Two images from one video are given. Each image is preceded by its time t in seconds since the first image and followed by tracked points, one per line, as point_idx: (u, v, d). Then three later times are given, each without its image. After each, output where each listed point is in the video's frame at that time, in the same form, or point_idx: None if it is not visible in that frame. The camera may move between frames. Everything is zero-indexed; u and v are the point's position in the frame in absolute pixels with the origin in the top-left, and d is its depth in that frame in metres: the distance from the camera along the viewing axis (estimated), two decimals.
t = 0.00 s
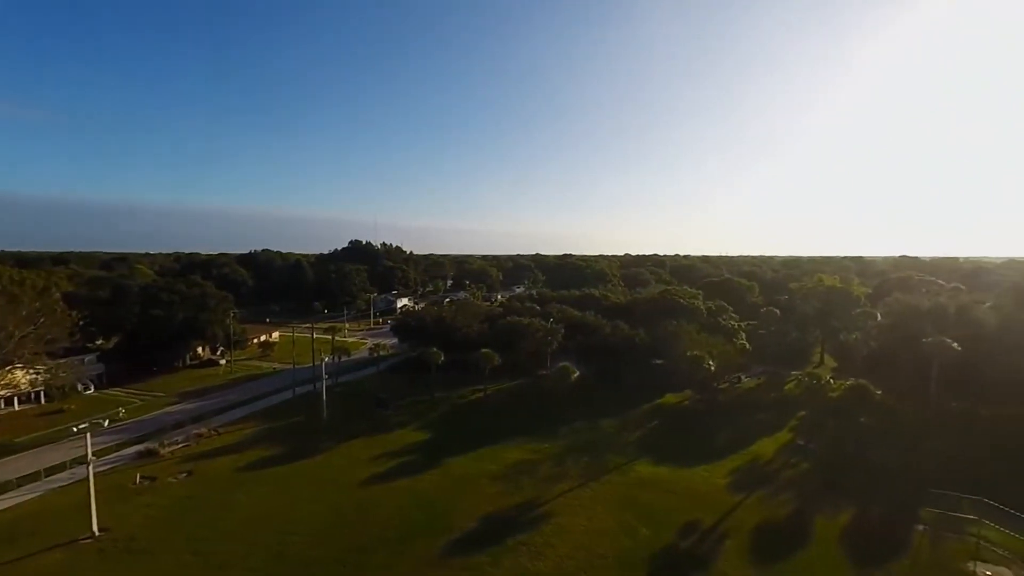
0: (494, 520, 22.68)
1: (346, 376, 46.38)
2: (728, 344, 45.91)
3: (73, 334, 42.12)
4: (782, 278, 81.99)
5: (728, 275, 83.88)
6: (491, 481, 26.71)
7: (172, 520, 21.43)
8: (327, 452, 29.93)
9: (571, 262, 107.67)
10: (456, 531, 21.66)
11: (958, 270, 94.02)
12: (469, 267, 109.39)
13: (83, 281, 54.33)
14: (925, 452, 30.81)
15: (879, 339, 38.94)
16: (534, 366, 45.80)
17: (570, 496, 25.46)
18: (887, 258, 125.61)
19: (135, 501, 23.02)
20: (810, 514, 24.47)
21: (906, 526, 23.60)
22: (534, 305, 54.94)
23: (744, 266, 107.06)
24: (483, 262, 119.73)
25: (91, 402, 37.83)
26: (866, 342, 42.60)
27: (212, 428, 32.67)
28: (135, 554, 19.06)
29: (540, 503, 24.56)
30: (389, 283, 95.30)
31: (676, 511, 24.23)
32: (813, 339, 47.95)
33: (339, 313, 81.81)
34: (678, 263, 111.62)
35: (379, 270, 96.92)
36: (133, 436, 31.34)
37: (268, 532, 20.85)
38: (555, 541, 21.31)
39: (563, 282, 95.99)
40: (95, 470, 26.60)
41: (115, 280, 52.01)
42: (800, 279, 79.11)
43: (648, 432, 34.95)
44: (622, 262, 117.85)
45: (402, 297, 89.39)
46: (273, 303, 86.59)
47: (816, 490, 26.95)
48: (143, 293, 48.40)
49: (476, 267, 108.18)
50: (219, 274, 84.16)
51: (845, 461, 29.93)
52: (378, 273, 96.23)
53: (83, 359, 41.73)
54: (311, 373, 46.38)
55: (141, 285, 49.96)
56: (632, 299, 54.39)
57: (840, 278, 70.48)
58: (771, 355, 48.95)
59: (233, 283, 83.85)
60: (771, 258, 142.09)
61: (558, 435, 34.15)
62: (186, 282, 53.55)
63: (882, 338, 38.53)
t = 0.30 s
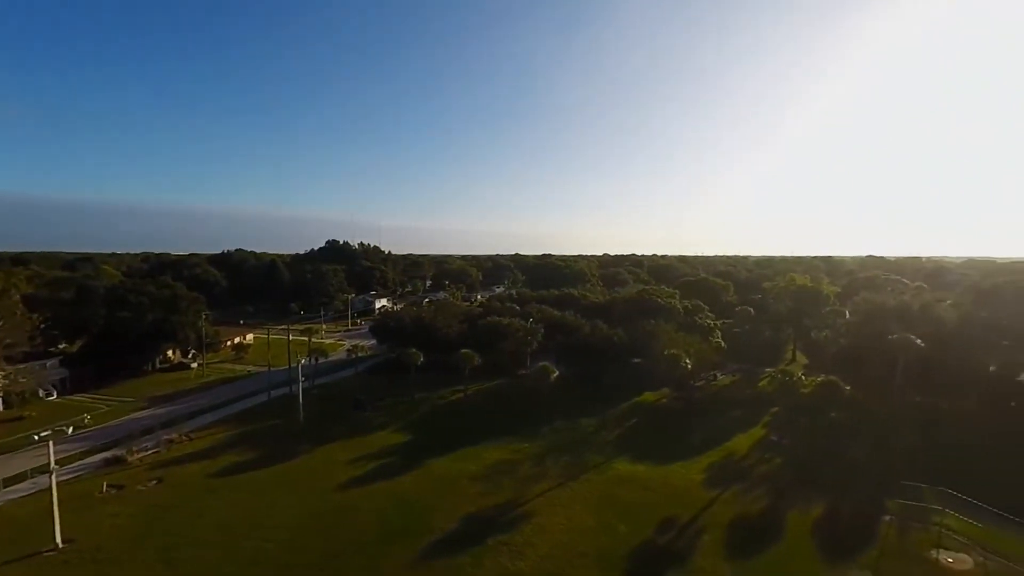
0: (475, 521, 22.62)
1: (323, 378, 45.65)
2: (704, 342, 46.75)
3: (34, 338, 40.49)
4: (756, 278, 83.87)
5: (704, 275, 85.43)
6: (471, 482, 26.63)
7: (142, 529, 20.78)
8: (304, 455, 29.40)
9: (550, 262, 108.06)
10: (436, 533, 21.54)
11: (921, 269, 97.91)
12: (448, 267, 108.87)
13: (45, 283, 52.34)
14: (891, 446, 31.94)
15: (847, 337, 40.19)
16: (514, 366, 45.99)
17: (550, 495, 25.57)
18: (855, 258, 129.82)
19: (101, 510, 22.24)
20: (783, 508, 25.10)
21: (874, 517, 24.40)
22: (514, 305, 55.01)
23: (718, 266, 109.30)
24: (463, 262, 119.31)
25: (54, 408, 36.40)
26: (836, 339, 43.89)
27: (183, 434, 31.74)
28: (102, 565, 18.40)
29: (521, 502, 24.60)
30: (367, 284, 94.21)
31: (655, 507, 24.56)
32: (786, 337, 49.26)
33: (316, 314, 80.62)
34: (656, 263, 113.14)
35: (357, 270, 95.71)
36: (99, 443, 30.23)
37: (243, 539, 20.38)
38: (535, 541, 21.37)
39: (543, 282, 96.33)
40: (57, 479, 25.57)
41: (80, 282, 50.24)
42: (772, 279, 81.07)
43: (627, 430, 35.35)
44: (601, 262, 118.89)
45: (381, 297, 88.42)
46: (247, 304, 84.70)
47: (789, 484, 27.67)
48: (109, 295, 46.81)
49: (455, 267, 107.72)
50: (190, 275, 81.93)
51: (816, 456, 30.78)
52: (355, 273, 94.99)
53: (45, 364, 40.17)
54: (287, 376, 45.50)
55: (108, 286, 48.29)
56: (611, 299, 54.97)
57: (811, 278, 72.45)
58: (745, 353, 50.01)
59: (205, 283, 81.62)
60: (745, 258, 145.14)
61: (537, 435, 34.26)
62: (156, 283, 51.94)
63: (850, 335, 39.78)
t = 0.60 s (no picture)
0: (455, 522, 22.54)
1: (300, 380, 44.86)
2: (682, 341, 47.47)
3: None
4: (732, 277, 85.51)
5: (681, 274, 86.72)
6: (451, 483, 26.51)
7: (110, 538, 20.12)
8: (281, 459, 28.87)
9: (530, 262, 108.32)
10: (416, 535, 21.41)
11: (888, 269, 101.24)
12: (428, 267, 108.24)
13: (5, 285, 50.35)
14: (860, 440, 32.94)
15: (818, 334, 41.32)
16: (494, 366, 46.00)
17: (531, 494, 25.66)
18: (825, 258, 133.59)
19: (67, 520, 21.47)
20: (758, 502, 25.67)
21: (845, 509, 25.14)
22: (494, 305, 55.03)
23: (696, 266, 111.12)
24: (443, 262, 118.79)
25: (15, 415, 34.96)
26: (808, 336, 45.07)
27: (154, 439, 30.82)
28: None
29: (501, 502, 24.61)
30: (345, 284, 92.97)
31: (634, 504, 24.83)
32: (760, 335, 50.40)
33: (293, 315, 79.20)
34: (635, 262, 114.42)
35: (335, 270, 94.39)
36: (63, 450, 29.12)
37: (217, 547, 19.89)
38: (516, 540, 21.41)
39: (523, 282, 96.36)
40: (19, 488, 24.55)
41: (44, 283, 48.57)
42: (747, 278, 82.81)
43: (606, 428, 35.66)
44: (581, 262, 119.66)
45: (360, 297, 87.37)
46: (221, 305, 82.73)
47: (763, 479, 28.32)
48: (74, 296, 45.35)
49: (435, 267, 107.13)
50: (161, 275, 79.58)
51: (789, 451, 31.56)
52: (334, 274, 93.65)
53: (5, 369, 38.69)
54: (262, 378, 44.56)
55: (73, 287, 46.77)
56: (590, 298, 55.41)
57: (784, 277, 74.22)
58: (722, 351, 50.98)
59: (176, 284, 79.27)
60: (721, 258, 147.90)
61: (518, 435, 34.28)
62: (124, 284, 50.44)
63: (821, 333, 40.91)
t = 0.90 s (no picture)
0: (436, 524, 22.41)
1: (277, 383, 44.02)
2: (660, 340, 48.17)
3: None
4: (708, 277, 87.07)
5: (659, 274, 87.98)
6: (431, 484, 26.33)
7: (76, 548, 19.40)
8: (256, 463, 28.27)
9: (511, 262, 108.44)
10: (396, 537, 21.22)
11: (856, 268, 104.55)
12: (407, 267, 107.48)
13: None
14: (831, 435, 33.90)
15: (790, 333, 42.45)
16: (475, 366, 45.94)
17: (511, 494, 25.68)
18: (798, 258, 137.14)
19: (29, 531, 20.63)
20: (734, 497, 26.21)
21: (816, 502, 25.85)
22: (474, 305, 55.01)
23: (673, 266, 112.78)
24: (422, 262, 118.10)
25: None
26: (782, 335, 46.20)
27: (122, 446, 29.84)
28: None
29: (482, 503, 24.56)
30: (322, 285, 91.60)
31: (614, 502, 25.07)
32: (736, 334, 51.44)
33: (268, 316, 77.66)
34: (614, 262, 115.60)
35: (312, 270, 92.91)
36: (25, 459, 27.97)
37: (188, 555, 19.35)
38: (497, 540, 21.39)
39: (503, 282, 96.32)
40: None
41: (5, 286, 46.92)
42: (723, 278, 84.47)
43: (586, 427, 35.92)
44: (561, 262, 120.31)
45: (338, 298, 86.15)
46: (193, 306, 80.55)
47: (739, 474, 28.93)
48: (37, 300, 44.10)
49: (414, 267, 106.43)
50: (129, 275, 76.87)
51: (764, 447, 32.29)
52: (311, 274, 92.21)
53: None
54: (237, 381, 43.56)
55: (36, 291, 45.43)
56: (570, 298, 55.81)
57: (758, 277, 75.93)
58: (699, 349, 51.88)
59: (145, 284, 76.35)
60: (698, 258, 150.40)
61: (498, 435, 34.27)
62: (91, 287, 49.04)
63: (793, 330, 42.05)
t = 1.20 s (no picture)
0: (416, 526, 22.27)
1: (252, 386, 43.14)
2: (639, 338, 48.83)
3: None
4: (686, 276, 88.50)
5: (637, 274, 89.03)
6: (411, 486, 26.13)
7: (39, 560, 18.67)
8: (231, 468, 27.63)
9: (491, 262, 108.39)
10: (376, 540, 21.03)
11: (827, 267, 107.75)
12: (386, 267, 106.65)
13: None
14: (803, 431, 34.83)
15: (764, 331, 43.50)
16: (455, 366, 45.85)
17: (492, 494, 25.69)
18: (772, 258, 140.39)
19: None
20: (711, 493, 26.70)
21: (789, 495, 26.52)
22: (454, 305, 54.97)
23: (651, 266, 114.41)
24: (401, 262, 117.29)
25: None
26: (756, 333, 47.25)
27: (89, 453, 28.81)
28: None
29: (464, 504, 24.50)
30: (299, 285, 90.10)
31: (594, 500, 25.30)
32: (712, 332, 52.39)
33: (243, 318, 75.97)
34: (594, 262, 116.56)
35: (288, 271, 91.30)
36: None
37: (160, 564, 18.80)
38: (477, 540, 21.36)
39: (483, 282, 96.18)
40: None
41: None
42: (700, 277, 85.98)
43: (567, 426, 36.12)
44: (541, 262, 120.73)
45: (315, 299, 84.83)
46: (164, 308, 78.30)
47: (716, 470, 29.48)
48: None
49: (394, 267, 105.64)
50: (95, 275, 74.12)
51: (740, 444, 32.97)
52: (287, 275, 90.55)
53: None
54: (211, 385, 42.50)
55: None
56: (550, 298, 56.13)
57: (734, 276, 77.50)
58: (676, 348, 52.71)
59: (113, 285, 73.92)
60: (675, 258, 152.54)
61: (479, 435, 34.21)
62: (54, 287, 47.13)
63: (767, 328, 43.09)
